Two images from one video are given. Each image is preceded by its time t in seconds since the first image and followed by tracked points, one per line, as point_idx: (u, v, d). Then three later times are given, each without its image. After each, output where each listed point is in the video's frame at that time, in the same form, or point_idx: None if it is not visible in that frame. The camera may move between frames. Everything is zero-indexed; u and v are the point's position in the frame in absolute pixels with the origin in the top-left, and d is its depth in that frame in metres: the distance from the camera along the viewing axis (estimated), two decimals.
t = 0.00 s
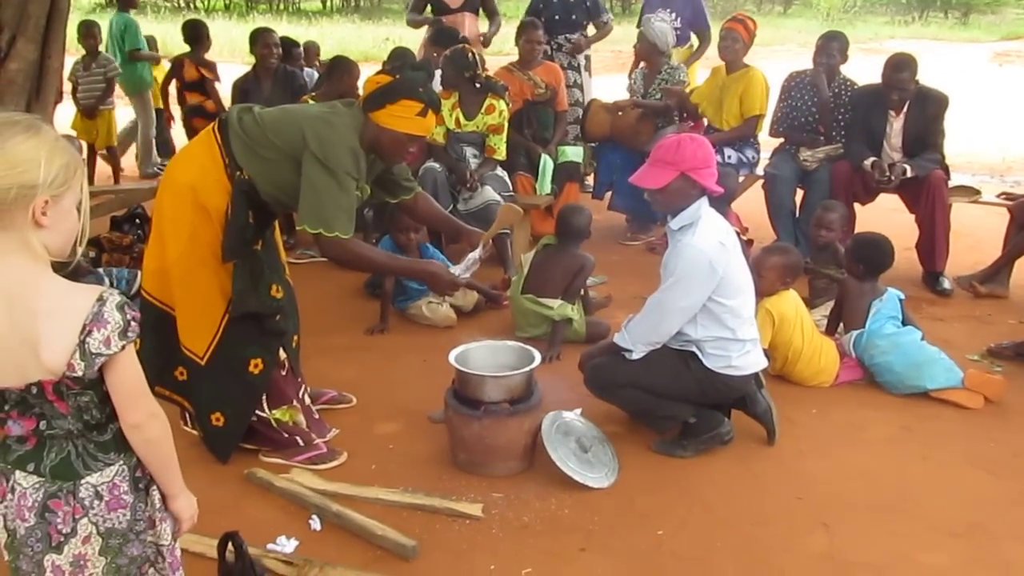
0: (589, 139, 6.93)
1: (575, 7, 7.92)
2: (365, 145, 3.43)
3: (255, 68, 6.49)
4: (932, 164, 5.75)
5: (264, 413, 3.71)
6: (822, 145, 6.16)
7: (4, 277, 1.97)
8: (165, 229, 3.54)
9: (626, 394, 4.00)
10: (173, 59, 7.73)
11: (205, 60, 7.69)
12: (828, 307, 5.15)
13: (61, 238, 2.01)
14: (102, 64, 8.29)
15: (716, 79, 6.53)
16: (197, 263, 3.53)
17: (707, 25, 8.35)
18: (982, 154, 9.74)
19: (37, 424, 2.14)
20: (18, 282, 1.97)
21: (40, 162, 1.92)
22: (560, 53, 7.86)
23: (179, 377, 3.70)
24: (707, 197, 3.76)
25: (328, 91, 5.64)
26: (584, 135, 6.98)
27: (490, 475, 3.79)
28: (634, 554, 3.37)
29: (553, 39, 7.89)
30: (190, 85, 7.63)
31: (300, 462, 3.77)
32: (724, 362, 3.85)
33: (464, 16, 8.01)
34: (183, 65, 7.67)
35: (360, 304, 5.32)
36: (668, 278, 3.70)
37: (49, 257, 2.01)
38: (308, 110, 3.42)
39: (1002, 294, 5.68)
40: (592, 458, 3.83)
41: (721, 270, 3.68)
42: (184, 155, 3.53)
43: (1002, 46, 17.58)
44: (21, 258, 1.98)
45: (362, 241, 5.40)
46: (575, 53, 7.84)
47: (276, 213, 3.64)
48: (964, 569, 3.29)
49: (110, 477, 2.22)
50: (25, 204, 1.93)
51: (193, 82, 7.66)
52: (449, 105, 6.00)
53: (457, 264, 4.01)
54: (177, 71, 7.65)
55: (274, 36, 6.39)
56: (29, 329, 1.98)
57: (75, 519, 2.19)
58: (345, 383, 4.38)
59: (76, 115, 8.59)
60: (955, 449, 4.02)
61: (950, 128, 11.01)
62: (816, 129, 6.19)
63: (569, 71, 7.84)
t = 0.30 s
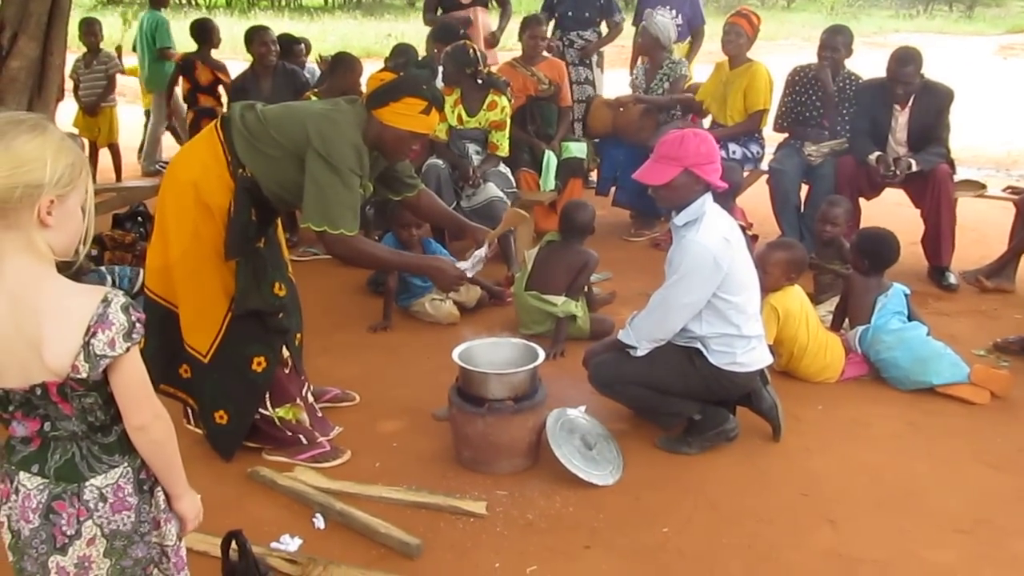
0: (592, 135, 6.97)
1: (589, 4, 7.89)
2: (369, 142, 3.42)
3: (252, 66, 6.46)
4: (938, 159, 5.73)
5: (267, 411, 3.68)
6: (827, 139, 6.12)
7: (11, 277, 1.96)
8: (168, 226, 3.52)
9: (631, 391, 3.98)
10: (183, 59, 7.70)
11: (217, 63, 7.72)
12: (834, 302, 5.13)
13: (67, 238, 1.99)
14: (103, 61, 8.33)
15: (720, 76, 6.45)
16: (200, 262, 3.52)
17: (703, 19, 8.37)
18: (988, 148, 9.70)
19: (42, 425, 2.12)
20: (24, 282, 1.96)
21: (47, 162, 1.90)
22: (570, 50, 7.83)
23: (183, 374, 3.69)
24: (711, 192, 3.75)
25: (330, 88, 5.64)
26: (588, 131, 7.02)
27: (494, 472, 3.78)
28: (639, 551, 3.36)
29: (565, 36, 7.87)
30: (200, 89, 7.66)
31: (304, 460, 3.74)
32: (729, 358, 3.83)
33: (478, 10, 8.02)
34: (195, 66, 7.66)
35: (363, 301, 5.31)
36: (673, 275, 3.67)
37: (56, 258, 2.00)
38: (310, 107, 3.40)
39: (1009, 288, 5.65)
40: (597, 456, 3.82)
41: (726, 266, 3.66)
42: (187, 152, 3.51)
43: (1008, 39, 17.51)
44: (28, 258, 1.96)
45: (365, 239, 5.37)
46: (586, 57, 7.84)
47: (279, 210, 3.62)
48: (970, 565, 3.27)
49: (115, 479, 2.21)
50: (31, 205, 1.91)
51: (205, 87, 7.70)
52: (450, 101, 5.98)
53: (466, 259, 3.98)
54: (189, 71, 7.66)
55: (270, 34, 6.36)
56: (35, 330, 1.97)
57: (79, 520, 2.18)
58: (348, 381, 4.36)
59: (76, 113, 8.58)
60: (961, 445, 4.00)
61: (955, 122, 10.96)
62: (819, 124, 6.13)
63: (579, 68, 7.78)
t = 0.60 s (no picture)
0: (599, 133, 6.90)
1: None
2: (372, 140, 3.35)
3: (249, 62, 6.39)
4: (954, 155, 5.63)
5: (268, 413, 3.60)
6: (839, 135, 6.02)
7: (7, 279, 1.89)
8: (167, 225, 3.46)
9: (640, 393, 3.89)
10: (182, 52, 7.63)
11: (218, 55, 7.64)
12: (847, 303, 5.03)
13: (68, 240, 1.92)
14: (99, 57, 8.26)
15: (730, 69, 6.39)
16: (199, 262, 3.46)
17: (710, 13, 8.26)
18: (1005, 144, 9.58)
19: (41, 433, 2.07)
20: (21, 285, 1.89)
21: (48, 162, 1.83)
22: (583, 44, 7.74)
23: (183, 376, 3.62)
24: (721, 189, 3.66)
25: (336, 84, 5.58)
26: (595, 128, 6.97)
27: (500, 476, 3.70)
28: (649, 557, 3.28)
29: (579, 29, 7.78)
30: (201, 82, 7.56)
31: (306, 464, 3.65)
32: (740, 359, 3.75)
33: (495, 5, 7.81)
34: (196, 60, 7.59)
35: (367, 301, 5.23)
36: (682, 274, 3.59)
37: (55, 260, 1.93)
38: (312, 105, 3.34)
39: None
40: (605, 459, 3.74)
41: (737, 265, 3.58)
42: (187, 149, 3.45)
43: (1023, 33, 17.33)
44: (27, 260, 1.89)
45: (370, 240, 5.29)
46: (598, 51, 7.71)
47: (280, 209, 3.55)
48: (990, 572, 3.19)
49: (113, 490, 2.14)
50: (32, 205, 1.84)
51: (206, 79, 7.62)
52: (455, 98, 5.90)
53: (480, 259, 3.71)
54: (188, 65, 7.58)
55: (268, 31, 6.25)
56: (31, 334, 1.90)
57: (76, 531, 2.11)
58: (352, 382, 4.28)
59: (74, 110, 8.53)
60: (979, 447, 3.91)
61: (970, 117, 10.82)
62: (833, 119, 6.04)
63: (591, 63, 7.73)
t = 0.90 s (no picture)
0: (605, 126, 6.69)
1: None
2: (366, 136, 3.21)
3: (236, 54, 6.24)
4: (979, 148, 5.43)
5: (257, 421, 3.44)
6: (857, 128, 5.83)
7: None
8: (150, 224, 3.31)
9: (644, 399, 3.74)
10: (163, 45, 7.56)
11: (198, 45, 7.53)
12: (864, 305, 4.84)
13: (46, 244, 1.80)
14: (78, 46, 8.17)
15: (742, 59, 6.18)
16: (184, 261, 3.30)
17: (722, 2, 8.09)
18: None
19: (12, 449, 1.87)
20: None
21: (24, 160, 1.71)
22: (590, 35, 7.52)
23: (168, 381, 3.47)
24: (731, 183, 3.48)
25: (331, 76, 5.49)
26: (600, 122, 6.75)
27: (500, 486, 3.52)
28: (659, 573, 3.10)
29: (585, 20, 7.56)
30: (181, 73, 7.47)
31: (297, 474, 3.49)
32: (753, 363, 3.57)
33: None
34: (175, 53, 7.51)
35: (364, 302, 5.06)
36: (692, 275, 3.41)
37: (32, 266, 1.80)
38: (304, 99, 3.19)
39: None
40: (610, 468, 3.55)
41: (750, 264, 3.40)
42: (171, 144, 3.29)
43: None
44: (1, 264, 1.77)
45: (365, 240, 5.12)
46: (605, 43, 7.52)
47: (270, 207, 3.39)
48: None
49: (91, 508, 1.96)
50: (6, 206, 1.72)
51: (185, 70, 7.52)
52: (454, 90, 5.72)
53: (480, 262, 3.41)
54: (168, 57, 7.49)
55: (256, 20, 6.08)
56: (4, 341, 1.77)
57: (51, 554, 1.91)
58: (346, 386, 4.12)
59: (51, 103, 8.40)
60: (1006, 456, 3.72)
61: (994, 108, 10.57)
62: (850, 112, 5.84)
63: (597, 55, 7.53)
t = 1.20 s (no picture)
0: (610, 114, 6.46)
1: None
2: (363, 132, 3.06)
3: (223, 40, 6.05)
4: (1008, 137, 5.21)
5: (244, 425, 3.27)
6: (879, 116, 5.63)
7: None
8: (131, 217, 3.16)
9: (655, 401, 3.53)
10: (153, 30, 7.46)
11: (185, 27, 7.44)
12: (887, 301, 4.64)
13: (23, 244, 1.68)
14: (57, 32, 8.02)
15: (758, 43, 5.99)
16: (168, 258, 3.16)
17: None
18: None
19: None
20: None
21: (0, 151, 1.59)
22: (591, 15, 7.21)
23: (147, 385, 3.32)
24: (746, 172, 3.30)
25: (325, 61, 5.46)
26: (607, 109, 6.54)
27: (502, 494, 3.34)
28: None
29: None
30: (173, 56, 7.32)
31: (288, 481, 3.31)
32: (769, 364, 3.39)
33: None
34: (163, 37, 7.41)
35: (362, 299, 4.88)
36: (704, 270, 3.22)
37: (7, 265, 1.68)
38: (297, 92, 3.04)
39: None
40: (618, 475, 3.37)
41: (765, 259, 3.21)
42: (154, 133, 3.15)
43: None
44: None
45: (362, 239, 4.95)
46: (609, 14, 7.25)
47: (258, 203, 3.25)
48: None
49: (71, 520, 1.84)
50: None
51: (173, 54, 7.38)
52: (454, 76, 5.52)
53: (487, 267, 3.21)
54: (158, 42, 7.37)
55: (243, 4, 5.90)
56: None
57: (29, 568, 1.80)
58: (341, 387, 3.94)
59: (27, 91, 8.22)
60: None
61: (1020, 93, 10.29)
62: (872, 99, 5.63)
63: (600, 36, 7.26)
